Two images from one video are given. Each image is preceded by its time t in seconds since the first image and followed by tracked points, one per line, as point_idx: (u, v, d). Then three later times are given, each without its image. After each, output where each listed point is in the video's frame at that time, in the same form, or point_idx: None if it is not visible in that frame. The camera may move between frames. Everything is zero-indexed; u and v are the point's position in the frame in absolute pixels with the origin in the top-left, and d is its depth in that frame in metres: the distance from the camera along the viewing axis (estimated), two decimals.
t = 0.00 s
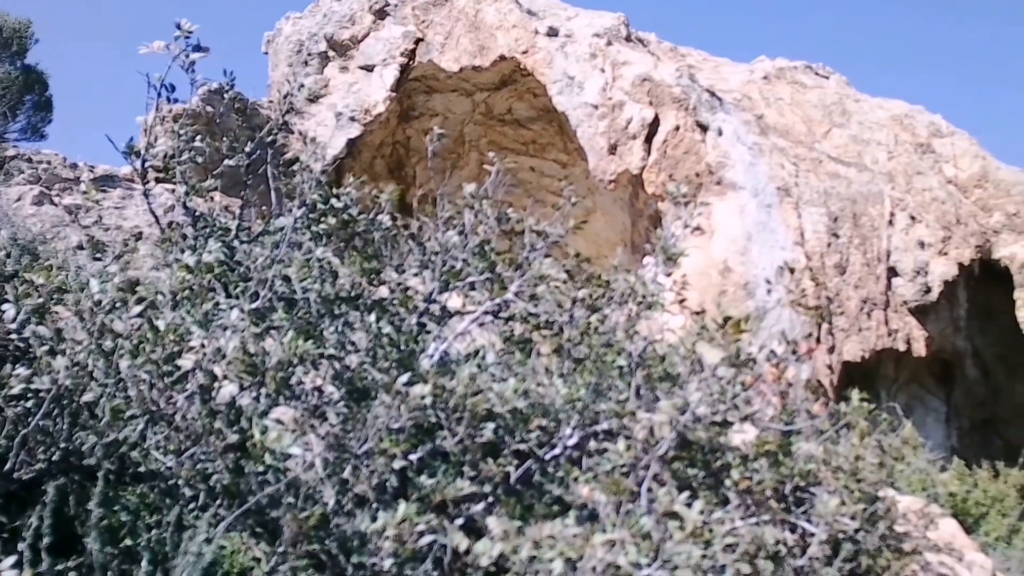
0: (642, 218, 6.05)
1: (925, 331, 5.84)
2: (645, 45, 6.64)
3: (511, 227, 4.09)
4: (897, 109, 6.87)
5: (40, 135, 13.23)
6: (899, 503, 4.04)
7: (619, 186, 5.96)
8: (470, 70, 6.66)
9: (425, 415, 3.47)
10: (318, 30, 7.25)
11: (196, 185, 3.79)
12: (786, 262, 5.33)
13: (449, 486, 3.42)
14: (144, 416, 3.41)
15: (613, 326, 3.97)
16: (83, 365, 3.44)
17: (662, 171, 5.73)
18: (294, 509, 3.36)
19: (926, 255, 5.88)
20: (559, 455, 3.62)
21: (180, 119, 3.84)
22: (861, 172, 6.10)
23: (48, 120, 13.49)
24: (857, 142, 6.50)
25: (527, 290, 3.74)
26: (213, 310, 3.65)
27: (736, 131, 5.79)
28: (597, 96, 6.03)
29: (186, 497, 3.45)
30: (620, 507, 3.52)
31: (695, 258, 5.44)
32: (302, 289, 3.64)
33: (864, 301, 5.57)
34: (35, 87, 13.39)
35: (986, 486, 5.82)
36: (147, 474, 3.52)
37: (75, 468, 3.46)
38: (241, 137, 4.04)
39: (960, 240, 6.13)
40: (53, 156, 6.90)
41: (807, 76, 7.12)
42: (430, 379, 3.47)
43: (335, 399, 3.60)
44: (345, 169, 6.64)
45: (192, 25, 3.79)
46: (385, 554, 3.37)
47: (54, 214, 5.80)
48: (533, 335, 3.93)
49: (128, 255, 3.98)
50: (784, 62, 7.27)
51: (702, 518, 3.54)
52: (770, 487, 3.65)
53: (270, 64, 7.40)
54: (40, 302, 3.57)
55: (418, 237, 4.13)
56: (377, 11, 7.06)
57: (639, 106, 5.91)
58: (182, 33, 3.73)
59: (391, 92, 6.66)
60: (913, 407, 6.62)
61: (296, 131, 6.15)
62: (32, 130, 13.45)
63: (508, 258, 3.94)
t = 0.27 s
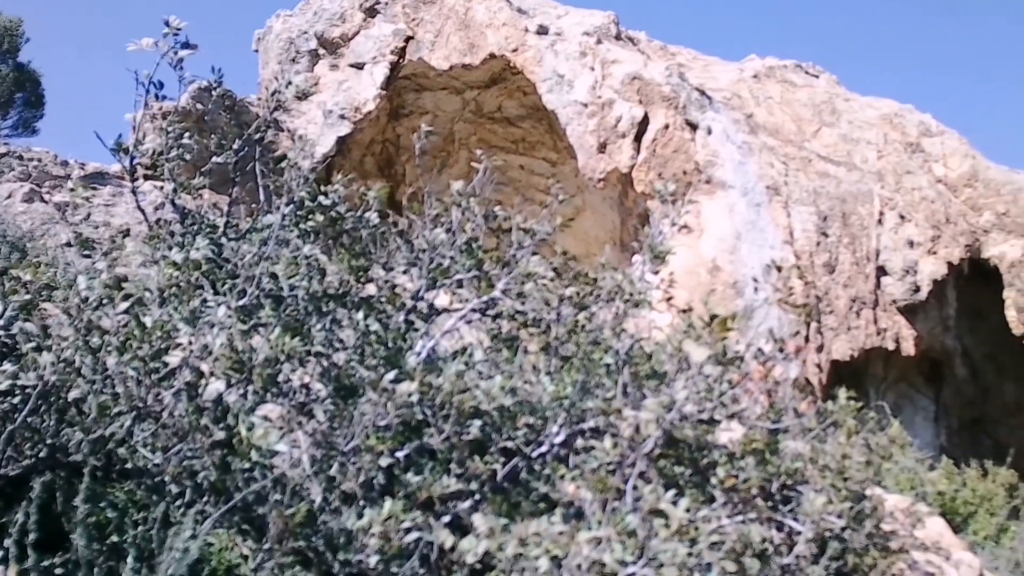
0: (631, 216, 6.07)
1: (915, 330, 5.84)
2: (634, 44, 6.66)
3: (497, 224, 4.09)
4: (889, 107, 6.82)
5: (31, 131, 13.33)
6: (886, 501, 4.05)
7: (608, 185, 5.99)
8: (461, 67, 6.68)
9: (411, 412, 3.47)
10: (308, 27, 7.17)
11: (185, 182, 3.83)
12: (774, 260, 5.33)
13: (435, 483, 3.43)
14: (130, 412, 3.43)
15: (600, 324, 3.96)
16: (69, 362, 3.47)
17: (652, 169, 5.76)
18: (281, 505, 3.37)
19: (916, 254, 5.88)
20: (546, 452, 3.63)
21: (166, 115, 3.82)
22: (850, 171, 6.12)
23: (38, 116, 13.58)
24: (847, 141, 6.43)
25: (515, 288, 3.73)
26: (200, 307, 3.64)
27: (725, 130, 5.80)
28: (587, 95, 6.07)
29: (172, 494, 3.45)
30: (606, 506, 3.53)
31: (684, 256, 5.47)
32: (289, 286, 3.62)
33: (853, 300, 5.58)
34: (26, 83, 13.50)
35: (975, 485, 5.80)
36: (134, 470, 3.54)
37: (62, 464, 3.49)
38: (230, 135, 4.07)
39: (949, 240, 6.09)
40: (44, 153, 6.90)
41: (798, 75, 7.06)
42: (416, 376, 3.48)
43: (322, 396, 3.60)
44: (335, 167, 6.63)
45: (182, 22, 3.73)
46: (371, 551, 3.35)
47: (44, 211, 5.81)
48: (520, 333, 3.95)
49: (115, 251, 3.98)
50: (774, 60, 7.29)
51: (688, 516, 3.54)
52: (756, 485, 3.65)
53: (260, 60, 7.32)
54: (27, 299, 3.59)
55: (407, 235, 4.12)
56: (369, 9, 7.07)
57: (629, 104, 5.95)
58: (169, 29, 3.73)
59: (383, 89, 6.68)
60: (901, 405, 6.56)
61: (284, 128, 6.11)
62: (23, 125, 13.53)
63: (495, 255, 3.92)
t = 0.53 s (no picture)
0: (622, 215, 6.04)
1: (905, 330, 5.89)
2: (626, 42, 6.65)
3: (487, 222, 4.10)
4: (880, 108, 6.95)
5: (25, 129, 13.39)
6: (876, 499, 4.05)
7: (600, 183, 5.98)
8: (452, 66, 6.66)
9: (400, 410, 3.48)
10: (301, 25, 7.22)
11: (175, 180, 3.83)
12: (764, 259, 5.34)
13: (423, 481, 3.44)
14: (119, 409, 3.46)
15: (588, 322, 3.95)
16: (58, 360, 3.51)
17: (643, 168, 5.74)
18: (269, 503, 3.38)
19: (906, 253, 5.93)
20: (535, 450, 3.64)
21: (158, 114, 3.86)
22: (841, 170, 6.16)
23: (32, 114, 13.63)
24: (839, 139, 6.56)
25: (504, 286, 3.71)
26: (189, 304, 3.64)
27: (716, 129, 5.81)
28: (579, 93, 6.07)
29: (160, 491, 3.47)
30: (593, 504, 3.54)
31: (673, 255, 5.47)
32: (278, 284, 3.65)
33: (845, 299, 5.61)
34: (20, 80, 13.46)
35: (965, 483, 5.83)
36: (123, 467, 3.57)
37: (51, 461, 3.51)
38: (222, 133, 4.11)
39: (940, 239, 6.17)
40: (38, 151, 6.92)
41: (789, 75, 7.22)
42: (404, 374, 3.49)
43: (311, 393, 3.61)
44: (327, 164, 6.60)
45: (171, 19, 3.79)
46: (359, 548, 3.34)
47: (37, 208, 5.83)
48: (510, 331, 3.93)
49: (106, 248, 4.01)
50: (766, 60, 7.34)
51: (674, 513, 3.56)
52: (743, 483, 3.66)
53: (254, 58, 7.41)
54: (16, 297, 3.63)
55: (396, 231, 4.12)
56: (362, 8, 7.12)
57: (620, 103, 5.93)
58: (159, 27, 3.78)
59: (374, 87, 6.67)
60: (892, 404, 6.57)
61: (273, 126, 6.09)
62: (18, 123, 13.59)
63: (484, 254, 3.94)
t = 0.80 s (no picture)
0: (612, 213, 6.04)
1: (894, 328, 5.89)
2: (617, 41, 6.66)
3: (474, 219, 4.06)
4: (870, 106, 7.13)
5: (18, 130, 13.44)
6: (864, 498, 4.04)
7: (590, 182, 6.01)
8: (442, 65, 6.69)
9: (387, 406, 3.47)
10: (292, 24, 7.24)
11: (163, 177, 3.85)
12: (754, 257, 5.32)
13: (410, 478, 3.45)
14: (105, 405, 3.45)
15: (575, 319, 3.96)
16: (44, 355, 3.52)
17: (633, 166, 5.77)
18: (254, 499, 3.38)
19: (896, 252, 5.93)
20: (522, 447, 3.64)
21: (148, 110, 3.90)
22: (830, 169, 6.19)
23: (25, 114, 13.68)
24: (828, 139, 6.67)
25: (491, 283, 3.73)
26: (176, 300, 3.66)
27: (707, 127, 5.79)
28: (569, 92, 6.09)
29: (146, 488, 3.46)
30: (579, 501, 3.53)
31: (663, 251, 5.47)
32: (266, 280, 3.65)
33: (834, 298, 5.62)
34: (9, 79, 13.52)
35: (954, 482, 5.99)
36: (109, 464, 3.56)
37: (36, 457, 3.50)
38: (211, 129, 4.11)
39: (929, 238, 6.23)
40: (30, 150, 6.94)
41: (779, 73, 7.28)
42: (391, 371, 3.50)
43: (299, 390, 3.63)
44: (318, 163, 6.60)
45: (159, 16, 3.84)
46: (345, 545, 3.35)
47: (28, 207, 5.85)
48: (497, 329, 3.94)
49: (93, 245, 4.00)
50: (757, 58, 7.40)
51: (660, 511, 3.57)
52: (728, 480, 3.66)
53: (245, 57, 7.41)
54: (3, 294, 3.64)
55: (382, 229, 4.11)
56: (352, 6, 7.10)
57: (610, 101, 5.95)
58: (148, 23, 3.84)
59: (365, 86, 6.67)
60: (880, 404, 6.54)
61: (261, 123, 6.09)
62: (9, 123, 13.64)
63: (472, 251, 3.91)
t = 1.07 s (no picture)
0: (603, 212, 6.02)
1: (885, 326, 5.92)
2: (606, 41, 6.69)
3: (461, 217, 4.08)
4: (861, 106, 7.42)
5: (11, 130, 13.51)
6: (852, 495, 4.04)
7: (580, 180, 5.99)
8: (433, 63, 6.68)
9: (373, 403, 3.49)
10: (284, 21, 7.29)
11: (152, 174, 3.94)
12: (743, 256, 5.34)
13: (396, 475, 3.46)
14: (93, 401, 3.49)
15: (562, 316, 3.97)
16: (31, 352, 3.60)
17: (623, 164, 5.78)
18: (240, 496, 3.41)
19: (885, 250, 6.02)
20: (509, 445, 3.64)
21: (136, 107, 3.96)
22: (820, 168, 6.25)
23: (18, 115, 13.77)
24: (818, 138, 6.79)
25: (478, 281, 3.77)
26: (163, 297, 3.70)
27: (696, 126, 5.84)
28: (559, 90, 6.08)
29: (134, 484, 3.47)
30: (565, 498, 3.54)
31: (652, 248, 5.45)
32: (253, 277, 3.70)
33: (823, 296, 5.62)
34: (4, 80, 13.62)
35: (943, 480, 6.08)
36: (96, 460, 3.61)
37: (22, 454, 3.57)
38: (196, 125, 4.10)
39: (918, 237, 6.38)
40: (22, 148, 6.97)
41: (770, 74, 7.47)
42: (377, 369, 3.54)
43: (286, 387, 3.65)
44: (308, 160, 6.59)
45: (147, 15, 3.94)
46: (331, 542, 3.36)
47: (19, 204, 5.88)
48: (484, 326, 3.92)
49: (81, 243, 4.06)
50: (748, 59, 7.57)
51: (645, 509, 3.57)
52: (714, 477, 3.66)
53: (237, 55, 7.48)
54: None
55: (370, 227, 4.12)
56: (344, 3, 7.16)
57: (601, 100, 5.99)
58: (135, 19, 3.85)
59: (356, 83, 6.68)
60: (871, 402, 6.58)
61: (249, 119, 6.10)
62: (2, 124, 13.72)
63: (459, 249, 3.97)
